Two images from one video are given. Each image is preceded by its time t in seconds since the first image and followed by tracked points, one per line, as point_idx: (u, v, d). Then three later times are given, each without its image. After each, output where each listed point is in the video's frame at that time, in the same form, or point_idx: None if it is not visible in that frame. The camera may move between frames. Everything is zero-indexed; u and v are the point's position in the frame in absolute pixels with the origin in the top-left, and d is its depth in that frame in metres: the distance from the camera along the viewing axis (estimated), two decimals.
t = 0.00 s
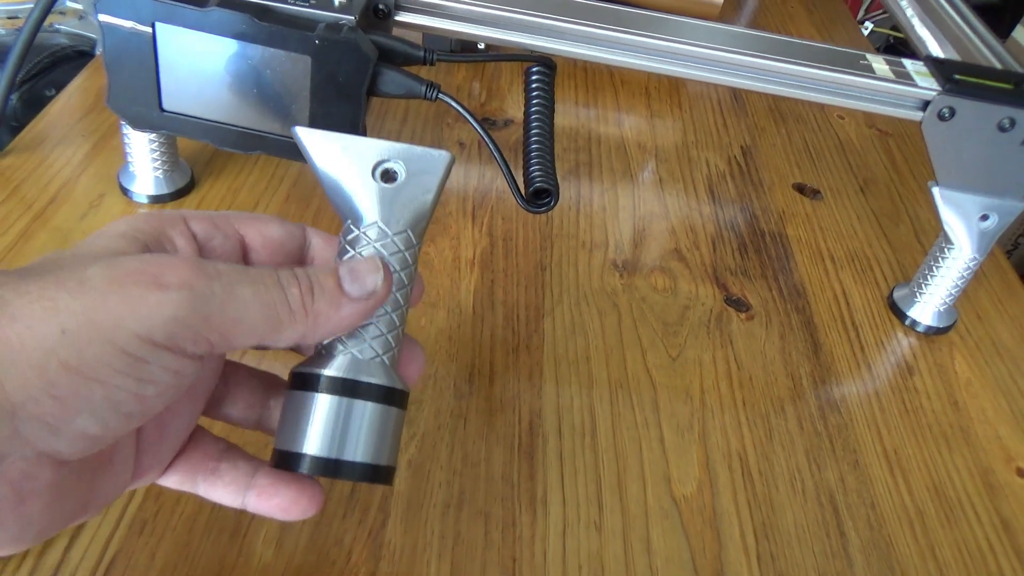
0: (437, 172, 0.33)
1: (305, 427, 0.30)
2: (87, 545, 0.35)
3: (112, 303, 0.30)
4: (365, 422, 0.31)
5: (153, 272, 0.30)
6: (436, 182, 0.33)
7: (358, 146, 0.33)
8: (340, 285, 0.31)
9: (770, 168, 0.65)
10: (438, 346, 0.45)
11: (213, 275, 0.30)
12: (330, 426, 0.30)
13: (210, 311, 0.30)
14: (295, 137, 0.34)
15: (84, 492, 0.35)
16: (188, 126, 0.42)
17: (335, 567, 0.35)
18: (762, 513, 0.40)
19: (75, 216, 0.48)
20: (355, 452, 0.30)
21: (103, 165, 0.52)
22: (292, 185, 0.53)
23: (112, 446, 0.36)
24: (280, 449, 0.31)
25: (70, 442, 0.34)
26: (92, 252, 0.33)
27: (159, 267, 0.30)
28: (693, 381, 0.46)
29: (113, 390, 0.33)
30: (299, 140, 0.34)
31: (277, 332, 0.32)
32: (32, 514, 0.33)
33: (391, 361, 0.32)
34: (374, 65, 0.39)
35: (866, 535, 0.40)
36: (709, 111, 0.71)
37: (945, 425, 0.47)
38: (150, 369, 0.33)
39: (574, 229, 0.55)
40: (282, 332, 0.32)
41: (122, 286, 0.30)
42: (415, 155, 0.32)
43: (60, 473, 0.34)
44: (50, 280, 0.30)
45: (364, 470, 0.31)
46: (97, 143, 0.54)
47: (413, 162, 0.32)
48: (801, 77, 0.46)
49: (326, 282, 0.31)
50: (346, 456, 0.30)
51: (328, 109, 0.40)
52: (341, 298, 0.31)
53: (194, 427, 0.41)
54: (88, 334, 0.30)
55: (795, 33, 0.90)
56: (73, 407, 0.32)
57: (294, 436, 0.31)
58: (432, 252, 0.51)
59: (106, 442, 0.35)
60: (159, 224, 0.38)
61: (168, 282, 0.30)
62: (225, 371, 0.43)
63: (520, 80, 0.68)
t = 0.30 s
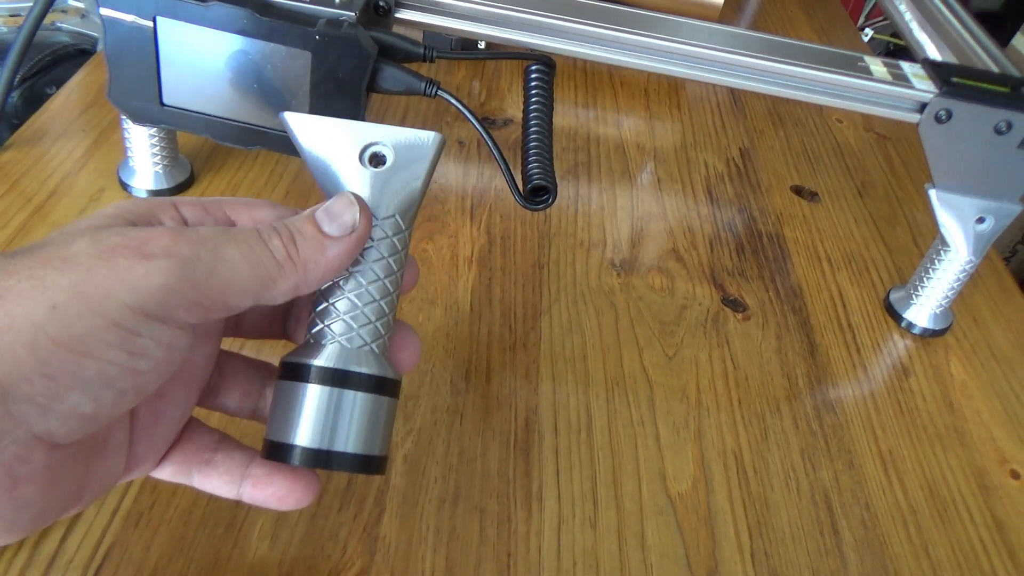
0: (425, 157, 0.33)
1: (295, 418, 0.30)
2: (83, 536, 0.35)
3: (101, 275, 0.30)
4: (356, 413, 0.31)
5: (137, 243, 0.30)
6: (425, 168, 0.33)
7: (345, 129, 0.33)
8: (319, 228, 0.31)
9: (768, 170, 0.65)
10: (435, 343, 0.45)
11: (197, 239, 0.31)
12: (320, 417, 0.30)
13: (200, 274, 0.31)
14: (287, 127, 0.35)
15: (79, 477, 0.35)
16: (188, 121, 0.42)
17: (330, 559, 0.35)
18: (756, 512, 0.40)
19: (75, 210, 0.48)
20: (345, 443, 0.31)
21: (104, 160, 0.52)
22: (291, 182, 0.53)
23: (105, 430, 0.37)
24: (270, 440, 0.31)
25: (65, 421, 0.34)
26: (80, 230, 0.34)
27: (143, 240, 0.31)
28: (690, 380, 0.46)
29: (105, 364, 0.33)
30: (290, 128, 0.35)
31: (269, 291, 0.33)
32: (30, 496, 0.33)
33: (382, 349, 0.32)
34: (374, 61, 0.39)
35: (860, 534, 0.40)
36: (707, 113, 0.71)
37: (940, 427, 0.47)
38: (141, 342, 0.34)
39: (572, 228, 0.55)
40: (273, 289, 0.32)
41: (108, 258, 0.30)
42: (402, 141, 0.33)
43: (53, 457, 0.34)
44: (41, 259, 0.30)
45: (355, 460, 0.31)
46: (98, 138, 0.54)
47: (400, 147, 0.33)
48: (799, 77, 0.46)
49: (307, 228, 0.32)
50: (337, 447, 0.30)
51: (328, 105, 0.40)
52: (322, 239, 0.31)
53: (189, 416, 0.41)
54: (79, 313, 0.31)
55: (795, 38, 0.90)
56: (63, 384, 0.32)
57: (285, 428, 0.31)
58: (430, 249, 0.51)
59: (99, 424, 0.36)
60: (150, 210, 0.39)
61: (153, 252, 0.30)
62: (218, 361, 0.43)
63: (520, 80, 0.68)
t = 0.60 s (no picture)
0: (421, 159, 0.33)
1: (294, 424, 0.31)
2: (75, 535, 0.35)
3: (90, 292, 0.30)
4: (354, 418, 0.31)
5: (130, 264, 0.30)
6: (420, 171, 0.33)
7: (341, 133, 0.33)
8: (327, 318, 0.31)
9: (765, 174, 0.66)
10: (430, 345, 0.46)
11: (198, 272, 0.30)
12: (320, 423, 0.30)
13: (187, 308, 0.30)
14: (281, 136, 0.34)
15: (68, 486, 0.35)
16: (186, 123, 0.42)
17: (322, 559, 0.36)
18: (748, 515, 0.40)
19: (72, 209, 0.48)
20: (345, 449, 0.31)
21: (102, 160, 0.52)
22: (288, 184, 0.53)
23: (96, 439, 0.36)
24: (270, 447, 0.32)
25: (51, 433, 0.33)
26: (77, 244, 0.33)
27: (138, 257, 0.30)
28: (683, 384, 0.46)
29: (88, 381, 0.32)
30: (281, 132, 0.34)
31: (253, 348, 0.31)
32: (17, 504, 0.33)
33: (381, 354, 0.32)
34: (370, 64, 0.39)
35: (851, 538, 0.40)
36: (704, 117, 0.72)
37: (932, 432, 0.47)
38: (125, 363, 0.33)
39: (568, 231, 0.56)
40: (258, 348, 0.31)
41: (94, 277, 0.30)
42: (398, 143, 0.33)
43: (40, 466, 0.34)
44: (29, 270, 0.30)
45: (355, 465, 0.31)
46: (95, 138, 0.54)
47: (396, 150, 0.33)
48: (794, 83, 0.46)
49: (313, 311, 0.31)
50: (337, 452, 0.30)
51: (324, 106, 0.40)
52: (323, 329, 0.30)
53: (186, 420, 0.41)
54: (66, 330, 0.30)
55: (793, 43, 0.91)
56: (46, 398, 0.32)
57: (284, 434, 0.31)
58: (426, 252, 0.51)
59: (86, 435, 0.35)
60: (144, 216, 0.38)
61: (147, 273, 0.30)
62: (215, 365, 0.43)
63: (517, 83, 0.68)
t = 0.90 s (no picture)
0: (422, 173, 0.33)
1: (295, 440, 0.31)
2: (71, 541, 0.35)
3: (90, 305, 0.30)
4: (355, 434, 0.31)
5: (133, 276, 0.30)
6: (420, 186, 0.33)
7: (342, 146, 0.33)
8: (328, 333, 0.31)
9: (764, 180, 0.66)
10: (428, 350, 0.46)
11: (200, 285, 0.30)
12: (320, 439, 0.30)
13: (188, 321, 0.30)
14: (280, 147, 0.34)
15: (68, 498, 0.34)
16: (184, 127, 0.42)
17: (319, 566, 0.35)
18: (745, 522, 0.40)
19: (71, 213, 0.48)
20: (345, 465, 0.31)
21: (101, 163, 0.52)
22: (287, 188, 0.53)
23: (96, 452, 0.36)
24: (271, 462, 0.32)
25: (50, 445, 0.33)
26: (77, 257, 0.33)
27: (140, 271, 0.30)
28: (681, 390, 0.46)
29: (89, 396, 0.32)
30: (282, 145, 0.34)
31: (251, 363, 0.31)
32: (15, 519, 0.33)
33: (381, 369, 0.33)
34: (369, 70, 0.40)
35: (848, 546, 0.40)
36: (703, 123, 0.72)
37: (930, 439, 0.47)
38: (126, 377, 0.32)
39: (566, 237, 0.56)
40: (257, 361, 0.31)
41: (96, 291, 0.29)
42: (399, 158, 0.33)
43: (41, 478, 0.34)
44: (29, 285, 0.30)
45: (355, 481, 0.31)
46: (95, 142, 0.54)
47: (397, 165, 0.32)
48: (793, 90, 0.46)
49: (314, 325, 0.31)
50: (336, 469, 0.31)
51: (323, 111, 0.40)
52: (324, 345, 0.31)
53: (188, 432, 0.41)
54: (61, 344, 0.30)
55: (792, 49, 0.91)
56: (46, 412, 0.31)
57: (285, 450, 0.31)
58: (424, 257, 0.51)
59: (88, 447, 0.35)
60: (146, 229, 0.38)
61: (149, 286, 0.30)
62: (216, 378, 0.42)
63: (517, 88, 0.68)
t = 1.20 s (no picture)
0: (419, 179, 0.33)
1: (291, 449, 0.31)
2: (70, 548, 0.35)
3: (85, 313, 0.29)
4: (352, 442, 0.31)
5: (127, 285, 0.30)
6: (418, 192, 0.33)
7: (336, 153, 0.33)
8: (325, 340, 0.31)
9: (766, 184, 0.66)
10: (428, 354, 0.45)
11: (195, 293, 0.30)
12: (317, 446, 0.30)
13: (183, 329, 0.30)
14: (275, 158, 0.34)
15: (61, 510, 0.34)
16: (184, 131, 0.42)
17: (318, 573, 0.35)
18: (747, 529, 0.40)
19: (72, 218, 0.48)
20: (341, 473, 0.30)
21: (102, 167, 0.52)
22: (288, 192, 0.53)
23: (90, 462, 0.36)
24: (267, 470, 0.31)
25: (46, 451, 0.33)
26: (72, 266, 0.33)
27: (134, 279, 0.30)
28: (683, 396, 0.46)
29: (82, 406, 0.32)
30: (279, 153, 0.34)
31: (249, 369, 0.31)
32: (8, 529, 0.33)
33: (377, 377, 0.32)
34: (370, 74, 0.40)
35: (851, 553, 0.40)
36: (705, 127, 0.72)
37: (933, 445, 0.47)
38: (120, 386, 0.32)
39: (568, 241, 0.56)
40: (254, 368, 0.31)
41: (94, 298, 0.29)
42: (396, 164, 0.32)
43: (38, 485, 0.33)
44: (23, 293, 0.30)
45: (351, 490, 0.31)
46: (95, 146, 0.54)
47: (393, 171, 0.32)
48: (795, 94, 0.46)
49: (310, 332, 0.31)
50: (333, 477, 0.30)
51: (323, 115, 0.40)
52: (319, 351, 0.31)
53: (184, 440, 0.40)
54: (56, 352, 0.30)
55: (793, 52, 0.91)
56: (39, 422, 0.31)
57: (280, 458, 0.31)
58: (425, 261, 0.51)
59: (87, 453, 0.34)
60: (142, 237, 0.38)
61: (143, 295, 0.30)
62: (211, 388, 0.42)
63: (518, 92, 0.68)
